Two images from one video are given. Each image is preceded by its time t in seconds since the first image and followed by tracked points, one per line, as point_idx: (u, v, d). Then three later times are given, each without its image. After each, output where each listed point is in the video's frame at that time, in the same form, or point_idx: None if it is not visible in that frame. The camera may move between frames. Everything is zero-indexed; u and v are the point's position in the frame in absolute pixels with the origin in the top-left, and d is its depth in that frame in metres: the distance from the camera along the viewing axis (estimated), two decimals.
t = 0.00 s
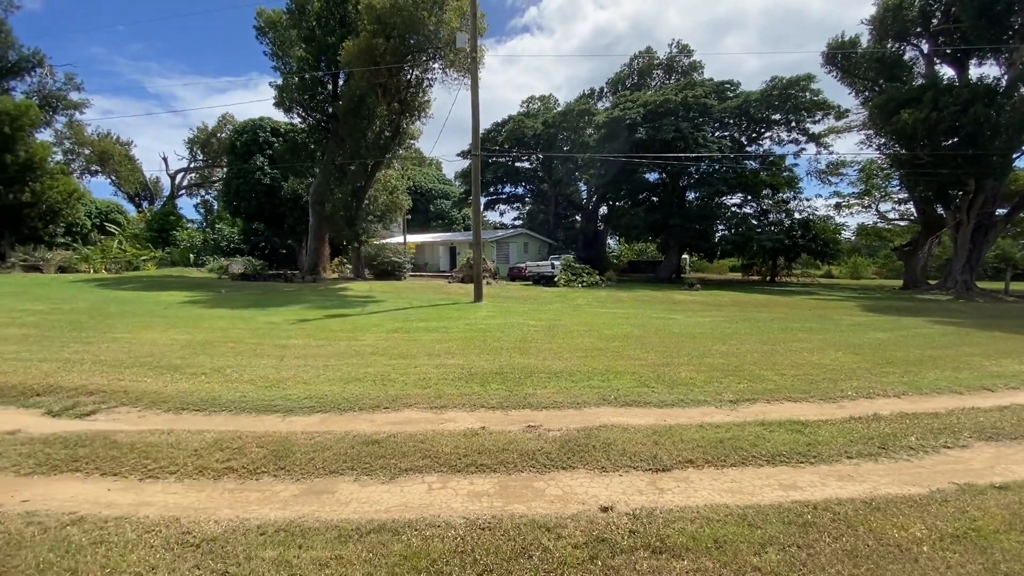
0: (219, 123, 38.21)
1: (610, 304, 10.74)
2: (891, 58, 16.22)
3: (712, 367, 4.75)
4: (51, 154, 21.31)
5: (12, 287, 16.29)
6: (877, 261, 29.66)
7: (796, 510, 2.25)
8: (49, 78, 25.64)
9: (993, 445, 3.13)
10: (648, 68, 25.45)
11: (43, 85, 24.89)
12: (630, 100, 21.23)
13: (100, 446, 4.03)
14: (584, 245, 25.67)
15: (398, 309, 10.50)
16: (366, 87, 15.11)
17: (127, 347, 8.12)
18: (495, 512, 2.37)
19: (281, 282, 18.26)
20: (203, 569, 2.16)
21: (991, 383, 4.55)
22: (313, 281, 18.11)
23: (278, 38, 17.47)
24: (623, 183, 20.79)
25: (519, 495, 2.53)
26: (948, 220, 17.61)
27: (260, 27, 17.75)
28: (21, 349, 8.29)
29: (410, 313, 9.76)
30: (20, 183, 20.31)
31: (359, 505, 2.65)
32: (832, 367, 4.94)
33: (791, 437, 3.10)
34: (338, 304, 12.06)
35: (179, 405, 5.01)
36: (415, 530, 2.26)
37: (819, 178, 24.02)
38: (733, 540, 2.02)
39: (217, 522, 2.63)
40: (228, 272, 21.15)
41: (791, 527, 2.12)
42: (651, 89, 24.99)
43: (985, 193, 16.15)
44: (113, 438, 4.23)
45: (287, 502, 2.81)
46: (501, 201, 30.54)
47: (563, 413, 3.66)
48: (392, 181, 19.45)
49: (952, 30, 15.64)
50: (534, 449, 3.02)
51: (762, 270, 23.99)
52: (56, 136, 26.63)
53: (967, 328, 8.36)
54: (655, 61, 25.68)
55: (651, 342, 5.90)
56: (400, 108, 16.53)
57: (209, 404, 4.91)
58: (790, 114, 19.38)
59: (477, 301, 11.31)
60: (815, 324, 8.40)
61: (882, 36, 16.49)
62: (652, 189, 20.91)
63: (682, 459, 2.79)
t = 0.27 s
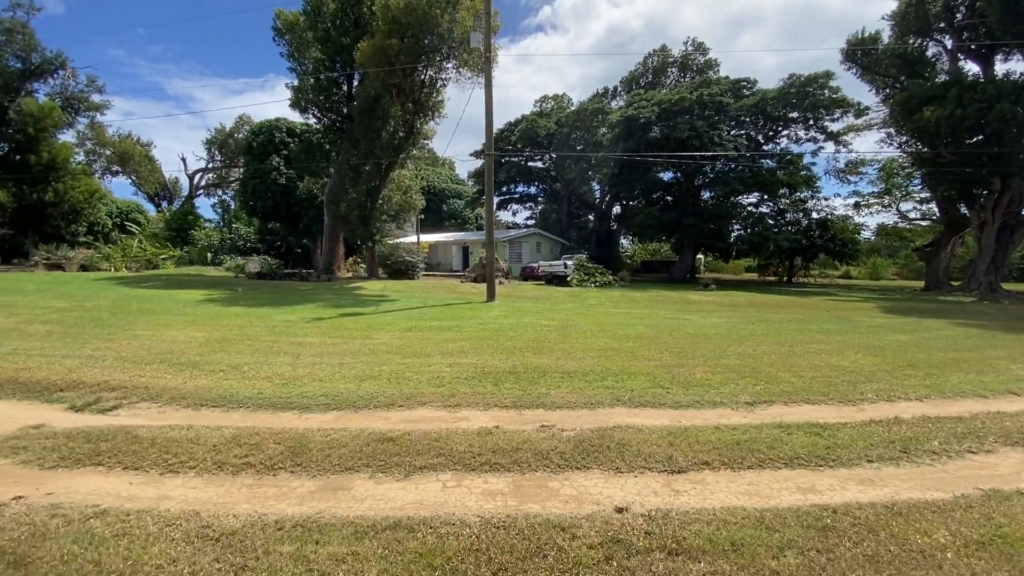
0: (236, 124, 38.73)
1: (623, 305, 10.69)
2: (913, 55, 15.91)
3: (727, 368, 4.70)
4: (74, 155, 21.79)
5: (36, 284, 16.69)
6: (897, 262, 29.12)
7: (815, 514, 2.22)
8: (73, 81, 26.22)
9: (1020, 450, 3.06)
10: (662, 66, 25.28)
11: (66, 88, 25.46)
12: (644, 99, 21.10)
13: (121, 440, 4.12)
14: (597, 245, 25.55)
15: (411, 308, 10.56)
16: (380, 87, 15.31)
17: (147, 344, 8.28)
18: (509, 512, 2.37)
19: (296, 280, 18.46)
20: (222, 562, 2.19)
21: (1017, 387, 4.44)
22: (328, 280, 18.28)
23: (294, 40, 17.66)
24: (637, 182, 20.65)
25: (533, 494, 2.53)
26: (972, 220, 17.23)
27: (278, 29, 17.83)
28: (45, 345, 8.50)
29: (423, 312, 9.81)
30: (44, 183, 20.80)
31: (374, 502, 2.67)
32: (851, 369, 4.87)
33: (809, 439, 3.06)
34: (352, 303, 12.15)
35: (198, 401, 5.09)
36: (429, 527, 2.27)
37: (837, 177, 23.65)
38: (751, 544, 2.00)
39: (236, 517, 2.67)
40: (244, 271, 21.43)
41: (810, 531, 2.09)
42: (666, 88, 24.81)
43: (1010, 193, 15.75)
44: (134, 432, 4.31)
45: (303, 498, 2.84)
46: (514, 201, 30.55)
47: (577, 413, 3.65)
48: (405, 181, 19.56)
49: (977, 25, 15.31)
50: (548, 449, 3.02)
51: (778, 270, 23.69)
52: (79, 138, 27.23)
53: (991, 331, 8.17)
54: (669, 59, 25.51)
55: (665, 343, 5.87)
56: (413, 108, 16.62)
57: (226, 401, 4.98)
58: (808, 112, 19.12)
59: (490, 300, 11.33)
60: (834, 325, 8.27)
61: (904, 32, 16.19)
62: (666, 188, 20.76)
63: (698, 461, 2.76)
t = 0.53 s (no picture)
0: (258, 125, 39.41)
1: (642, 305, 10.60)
2: (945, 48, 15.44)
3: (750, 370, 4.63)
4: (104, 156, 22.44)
5: (69, 282, 17.24)
6: (927, 263, 28.30)
7: (842, 521, 2.18)
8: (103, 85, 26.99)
9: None
10: (683, 63, 25.00)
11: (97, 92, 26.21)
12: (665, 97, 20.88)
13: (151, 434, 4.23)
14: (615, 245, 25.31)
15: (430, 307, 10.62)
16: (399, 87, 15.51)
17: (173, 340, 8.49)
18: (529, 512, 2.37)
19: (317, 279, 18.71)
20: (248, 556, 2.24)
21: None
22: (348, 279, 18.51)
23: (315, 41, 17.89)
24: (657, 181, 20.45)
25: (553, 495, 2.53)
26: (1007, 219, 16.64)
27: (301, 31, 18.05)
28: (77, 341, 8.77)
29: (441, 311, 9.86)
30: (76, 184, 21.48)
31: (395, 499, 2.69)
32: (879, 372, 4.75)
33: (836, 444, 3.00)
34: (371, 301, 12.28)
35: (223, 397, 5.20)
36: (450, 526, 2.28)
37: (864, 175, 23.08)
38: (776, 549, 1.97)
39: (260, 512, 2.72)
40: (267, 270, 21.82)
41: (838, 538, 2.05)
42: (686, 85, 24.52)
43: None
44: (162, 426, 4.43)
45: (326, 494, 2.88)
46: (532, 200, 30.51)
47: (596, 413, 3.63)
48: (424, 181, 19.67)
49: (1013, 17, 14.78)
50: (567, 449, 3.01)
51: (802, 270, 23.22)
52: (109, 140, 28.01)
53: None
54: (690, 56, 25.21)
55: (686, 344, 5.80)
56: (432, 108, 16.71)
57: (250, 397, 5.09)
58: (834, 108, 18.71)
59: (507, 300, 11.34)
60: (861, 327, 8.07)
61: (936, 26, 15.71)
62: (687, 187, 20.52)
63: (720, 464, 2.73)
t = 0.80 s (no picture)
0: (286, 125, 40.21)
1: (667, 304, 10.46)
2: (987, 39, 14.83)
3: (780, 373, 4.52)
4: (141, 158, 23.22)
5: (108, 279, 17.90)
6: (968, 263, 27.22)
7: (880, 531, 2.11)
8: (139, 89, 27.91)
9: None
10: (710, 59, 24.58)
11: (134, 95, 27.15)
12: (691, 93, 20.57)
13: (184, 427, 4.36)
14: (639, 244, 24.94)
15: (453, 306, 10.68)
16: (423, 87, 15.63)
17: (205, 337, 8.73)
18: (555, 512, 2.36)
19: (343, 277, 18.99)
20: (279, 549, 2.28)
21: None
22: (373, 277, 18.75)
23: (341, 42, 18.15)
24: (683, 178, 20.13)
25: (578, 496, 2.51)
26: None
27: (327, 33, 18.37)
28: (115, 337, 9.09)
29: (465, 310, 9.90)
30: (114, 185, 22.32)
31: (421, 496, 2.71)
32: (918, 377, 4.58)
33: (872, 450, 2.91)
34: (396, 299, 12.42)
35: (253, 392, 5.33)
36: (476, 525, 2.28)
37: (900, 171, 22.32)
38: (812, 559, 1.92)
39: (290, 506, 2.77)
40: (294, 268, 22.27)
41: (877, 549, 1.98)
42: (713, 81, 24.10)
43: None
44: (195, 420, 4.56)
45: (353, 490, 2.92)
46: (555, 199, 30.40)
47: (621, 415, 3.59)
48: (447, 180, 19.76)
49: None
50: (592, 450, 2.98)
51: (834, 270, 22.58)
52: (145, 142, 28.95)
53: None
54: (717, 51, 24.77)
55: (713, 345, 5.70)
56: (456, 108, 16.79)
57: (279, 392, 5.19)
58: (869, 103, 18.14)
59: (530, 299, 11.32)
60: (896, 330, 7.80)
61: (977, 16, 15.11)
62: (713, 184, 20.17)
63: (750, 469, 2.68)
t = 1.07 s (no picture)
0: (317, 126, 41.03)
1: (698, 304, 10.25)
2: None
3: (818, 376, 4.37)
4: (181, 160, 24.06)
5: (150, 276, 18.61)
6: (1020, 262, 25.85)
7: (929, 545, 2.01)
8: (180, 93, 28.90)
9: None
10: (744, 52, 23.97)
11: (175, 99, 28.14)
12: (724, 88, 20.10)
13: (221, 421, 4.48)
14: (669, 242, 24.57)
15: (481, 304, 10.71)
16: (452, 87, 15.69)
17: (241, 332, 8.98)
18: (584, 515, 2.34)
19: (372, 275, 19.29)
20: (311, 544, 2.32)
21: None
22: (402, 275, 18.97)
23: (371, 44, 18.38)
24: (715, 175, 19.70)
25: (608, 499, 2.48)
26: None
27: (357, 35, 18.62)
28: (157, 332, 9.44)
29: (492, 308, 9.92)
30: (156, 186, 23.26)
31: (449, 495, 2.72)
32: (967, 383, 4.37)
33: (918, 459, 2.79)
34: (424, 297, 12.53)
35: (286, 387, 5.45)
36: (505, 525, 2.28)
37: (947, 166, 21.35)
38: (855, 572, 1.84)
39: (321, 501, 2.82)
40: (326, 266, 22.73)
41: (925, 563, 1.90)
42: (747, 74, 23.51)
43: None
44: (231, 414, 4.69)
45: (383, 487, 2.96)
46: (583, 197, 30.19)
47: (652, 417, 3.54)
48: (474, 179, 19.81)
49: None
50: (622, 453, 2.94)
51: (874, 269, 21.78)
52: (185, 144, 29.98)
53: None
54: (751, 44, 24.14)
55: (746, 346, 5.56)
56: (484, 106, 16.82)
57: (311, 388, 5.30)
58: (913, 95, 17.40)
59: (557, 297, 11.26)
60: (943, 332, 7.46)
61: None
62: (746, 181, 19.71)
63: (788, 476, 2.59)
